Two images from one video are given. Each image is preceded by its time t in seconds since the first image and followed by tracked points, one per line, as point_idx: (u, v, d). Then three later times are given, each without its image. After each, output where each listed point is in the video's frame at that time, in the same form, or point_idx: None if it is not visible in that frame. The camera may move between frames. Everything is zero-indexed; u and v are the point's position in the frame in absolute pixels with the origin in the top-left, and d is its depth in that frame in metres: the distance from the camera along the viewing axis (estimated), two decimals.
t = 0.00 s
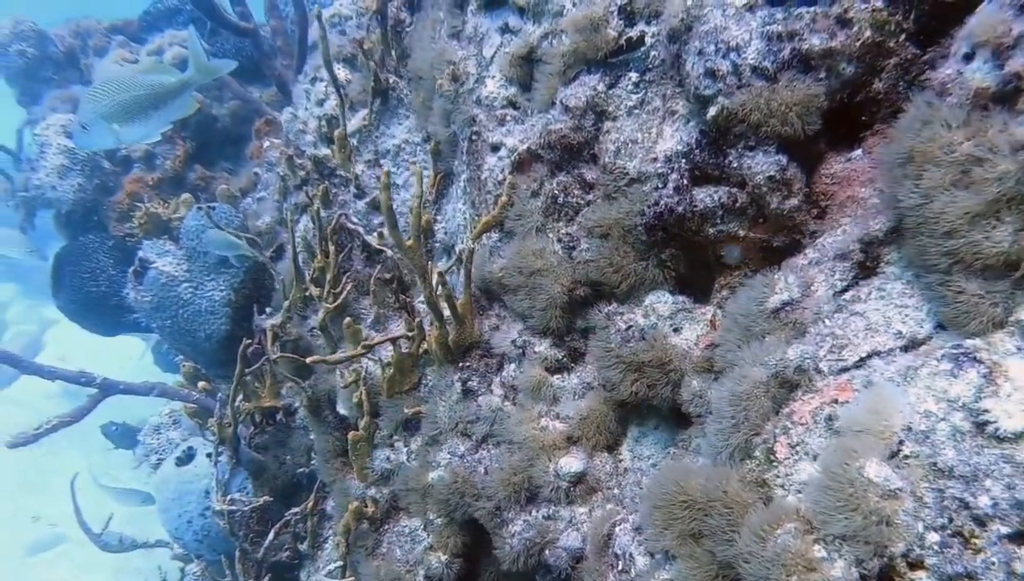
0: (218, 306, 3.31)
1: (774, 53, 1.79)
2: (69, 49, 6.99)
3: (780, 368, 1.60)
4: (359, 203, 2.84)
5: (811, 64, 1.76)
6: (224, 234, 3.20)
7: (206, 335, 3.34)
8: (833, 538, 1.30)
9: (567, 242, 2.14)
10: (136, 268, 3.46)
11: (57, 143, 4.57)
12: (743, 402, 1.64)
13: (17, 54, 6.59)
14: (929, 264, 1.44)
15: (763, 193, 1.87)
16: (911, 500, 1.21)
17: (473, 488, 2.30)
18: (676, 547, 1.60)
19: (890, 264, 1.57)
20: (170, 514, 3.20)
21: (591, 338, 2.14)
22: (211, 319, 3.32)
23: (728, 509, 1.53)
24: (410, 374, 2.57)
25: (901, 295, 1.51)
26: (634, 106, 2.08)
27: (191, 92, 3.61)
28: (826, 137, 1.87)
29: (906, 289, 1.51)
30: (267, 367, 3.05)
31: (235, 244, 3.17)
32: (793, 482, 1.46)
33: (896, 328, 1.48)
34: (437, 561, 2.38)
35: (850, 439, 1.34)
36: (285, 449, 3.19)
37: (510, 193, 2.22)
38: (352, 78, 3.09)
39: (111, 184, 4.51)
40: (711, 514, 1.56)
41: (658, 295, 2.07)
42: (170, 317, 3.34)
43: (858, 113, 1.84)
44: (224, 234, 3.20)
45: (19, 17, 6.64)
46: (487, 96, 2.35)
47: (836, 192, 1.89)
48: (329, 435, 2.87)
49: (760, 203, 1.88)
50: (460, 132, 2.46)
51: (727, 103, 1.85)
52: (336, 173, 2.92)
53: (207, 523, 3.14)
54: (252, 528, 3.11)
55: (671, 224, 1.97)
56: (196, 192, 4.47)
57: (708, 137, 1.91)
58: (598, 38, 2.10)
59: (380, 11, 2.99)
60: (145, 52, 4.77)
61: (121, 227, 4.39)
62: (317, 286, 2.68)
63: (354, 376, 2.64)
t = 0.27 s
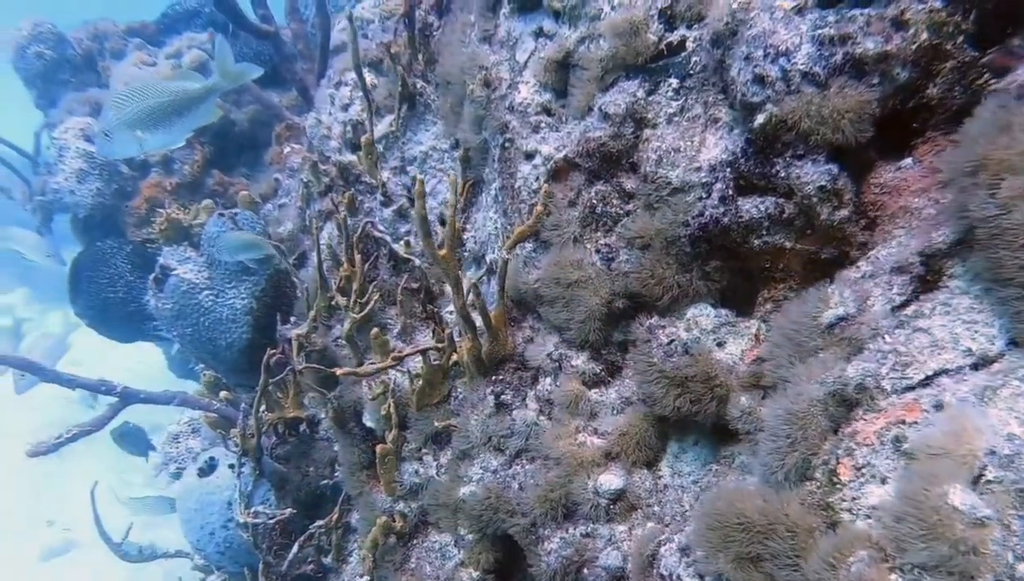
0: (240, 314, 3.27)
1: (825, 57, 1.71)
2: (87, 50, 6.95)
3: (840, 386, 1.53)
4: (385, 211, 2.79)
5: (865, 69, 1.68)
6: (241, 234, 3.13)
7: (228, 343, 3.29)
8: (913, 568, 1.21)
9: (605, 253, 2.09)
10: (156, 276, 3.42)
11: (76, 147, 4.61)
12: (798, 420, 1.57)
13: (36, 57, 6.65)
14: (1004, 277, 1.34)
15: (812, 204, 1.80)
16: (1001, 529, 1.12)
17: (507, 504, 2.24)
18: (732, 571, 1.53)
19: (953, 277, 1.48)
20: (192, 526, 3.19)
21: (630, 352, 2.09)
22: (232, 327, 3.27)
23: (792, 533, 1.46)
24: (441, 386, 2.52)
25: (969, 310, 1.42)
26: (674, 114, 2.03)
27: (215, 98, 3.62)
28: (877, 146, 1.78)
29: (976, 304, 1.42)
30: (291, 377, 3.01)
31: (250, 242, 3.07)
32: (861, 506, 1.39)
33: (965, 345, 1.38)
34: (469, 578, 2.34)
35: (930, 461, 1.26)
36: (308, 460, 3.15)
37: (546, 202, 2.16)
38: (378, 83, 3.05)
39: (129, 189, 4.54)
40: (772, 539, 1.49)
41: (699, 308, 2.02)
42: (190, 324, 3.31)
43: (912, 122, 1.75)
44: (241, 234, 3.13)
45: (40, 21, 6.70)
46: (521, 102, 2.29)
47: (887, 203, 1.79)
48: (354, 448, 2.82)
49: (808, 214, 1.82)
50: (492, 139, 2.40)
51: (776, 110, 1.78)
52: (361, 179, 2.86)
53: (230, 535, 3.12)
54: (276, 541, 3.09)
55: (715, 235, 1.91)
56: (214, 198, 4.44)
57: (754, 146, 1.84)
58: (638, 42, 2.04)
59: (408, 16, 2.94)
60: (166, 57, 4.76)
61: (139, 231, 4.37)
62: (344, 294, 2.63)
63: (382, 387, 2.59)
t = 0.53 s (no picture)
0: (262, 321, 3.26)
1: (883, 61, 1.63)
2: (106, 61, 6.59)
3: (909, 403, 1.48)
4: (413, 218, 2.73)
5: (925, 73, 1.60)
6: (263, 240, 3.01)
7: (251, 351, 3.30)
8: None
9: (648, 262, 2.03)
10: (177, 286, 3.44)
11: (96, 156, 4.67)
12: (862, 436, 1.54)
13: (58, 70, 6.39)
14: None
15: (870, 212, 1.72)
16: None
17: (545, 518, 2.18)
18: None
19: None
20: (215, 538, 3.20)
21: (676, 363, 2.04)
22: (254, 335, 3.27)
23: (866, 557, 1.42)
24: (474, 396, 2.46)
25: None
26: (718, 118, 1.95)
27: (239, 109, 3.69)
28: (933, 151, 1.70)
29: None
30: (316, 386, 2.95)
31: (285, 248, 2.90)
32: (943, 533, 1.31)
33: None
34: None
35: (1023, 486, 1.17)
36: (332, 470, 3.08)
37: (586, 209, 2.10)
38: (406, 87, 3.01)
39: (148, 198, 4.56)
40: (844, 563, 1.44)
41: (747, 318, 1.96)
42: (212, 334, 3.32)
43: (970, 126, 1.68)
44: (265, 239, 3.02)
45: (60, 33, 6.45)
46: (557, 107, 2.22)
47: (947, 210, 1.71)
48: (381, 458, 2.77)
49: (865, 222, 1.74)
50: (526, 144, 2.34)
51: (831, 115, 1.71)
52: (387, 185, 2.80)
53: (254, 547, 3.15)
54: (301, 553, 3.07)
55: (766, 244, 1.84)
56: (231, 204, 4.40)
57: (807, 152, 1.77)
58: (681, 45, 1.96)
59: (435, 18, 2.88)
60: (185, 63, 4.74)
61: (157, 239, 4.39)
62: (372, 302, 2.56)
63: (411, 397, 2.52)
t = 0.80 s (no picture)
0: (287, 329, 3.22)
1: (947, 60, 1.56)
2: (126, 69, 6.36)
3: (986, 417, 1.41)
4: (445, 226, 2.70)
5: (995, 73, 1.52)
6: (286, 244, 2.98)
7: (277, 360, 3.26)
8: None
9: (694, 269, 1.96)
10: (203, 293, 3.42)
11: (119, 162, 4.68)
12: (931, 452, 1.48)
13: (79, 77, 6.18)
14: None
15: (935, 218, 1.63)
16: None
17: (587, 533, 2.12)
18: None
19: None
20: (240, 549, 3.18)
21: (724, 374, 1.98)
22: (279, 344, 3.24)
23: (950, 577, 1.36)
24: (511, 407, 2.40)
25: None
26: (766, 122, 1.87)
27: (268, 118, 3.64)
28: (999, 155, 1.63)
29: None
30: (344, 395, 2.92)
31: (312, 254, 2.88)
32: None
33: None
34: None
35: None
36: (361, 483, 3.02)
37: (629, 216, 2.03)
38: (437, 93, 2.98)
39: (169, 205, 4.56)
40: None
41: (799, 328, 1.86)
42: (237, 342, 3.29)
43: None
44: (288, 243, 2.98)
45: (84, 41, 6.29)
46: (596, 111, 2.15)
47: (1012, 216, 1.63)
48: (412, 470, 2.71)
49: (927, 228, 1.64)
50: (564, 149, 2.28)
51: (892, 117, 1.62)
52: (417, 193, 2.75)
53: (279, 559, 3.12)
54: (327, 566, 3.04)
55: (821, 251, 1.76)
56: (252, 212, 4.39)
57: (864, 157, 1.68)
58: (729, 46, 1.88)
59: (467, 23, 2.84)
60: (207, 70, 4.74)
61: (179, 247, 4.40)
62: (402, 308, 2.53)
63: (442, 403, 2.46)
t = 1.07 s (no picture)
0: (314, 338, 3.20)
1: (1020, 55, 1.46)
2: (149, 78, 6.35)
3: None
4: (478, 232, 2.66)
5: None
6: (300, 253, 3.03)
7: (302, 369, 3.23)
8: None
9: (744, 276, 1.88)
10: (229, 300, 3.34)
11: (142, 171, 4.66)
12: (1011, 469, 1.39)
13: (102, 86, 6.24)
14: None
15: (1004, 222, 1.52)
16: None
17: (631, 550, 2.01)
18: None
19: None
20: (265, 562, 3.12)
21: (777, 384, 1.89)
22: (306, 353, 3.20)
23: None
24: (548, 419, 2.34)
25: None
26: (818, 125, 1.79)
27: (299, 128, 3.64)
28: None
29: None
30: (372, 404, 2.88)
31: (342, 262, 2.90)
32: None
33: None
34: None
35: None
36: (389, 495, 2.96)
37: (676, 221, 1.97)
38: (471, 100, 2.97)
39: (192, 214, 4.55)
40: None
41: (856, 338, 1.78)
42: (263, 350, 3.24)
43: None
44: (302, 252, 3.03)
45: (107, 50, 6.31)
46: (638, 114, 2.11)
47: None
48: (444, 482, 2.66)
49: (994, 233, 1.54)
50: (603, 153, 2.24)
51: (957, 117, 1.55)
52: (450, 199, 2.73)
53: (305, 573, 3.05)
54: None
55: (881, 256, 1.68)
56: (276, 220, 4.39)
57: (926, 158, 1.61)
58: (780, 45, 1.82)
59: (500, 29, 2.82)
60: (231, 79, 4.76)
61: (202, 256, 4.40)
62: (434, 314, 2.49)
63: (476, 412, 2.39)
